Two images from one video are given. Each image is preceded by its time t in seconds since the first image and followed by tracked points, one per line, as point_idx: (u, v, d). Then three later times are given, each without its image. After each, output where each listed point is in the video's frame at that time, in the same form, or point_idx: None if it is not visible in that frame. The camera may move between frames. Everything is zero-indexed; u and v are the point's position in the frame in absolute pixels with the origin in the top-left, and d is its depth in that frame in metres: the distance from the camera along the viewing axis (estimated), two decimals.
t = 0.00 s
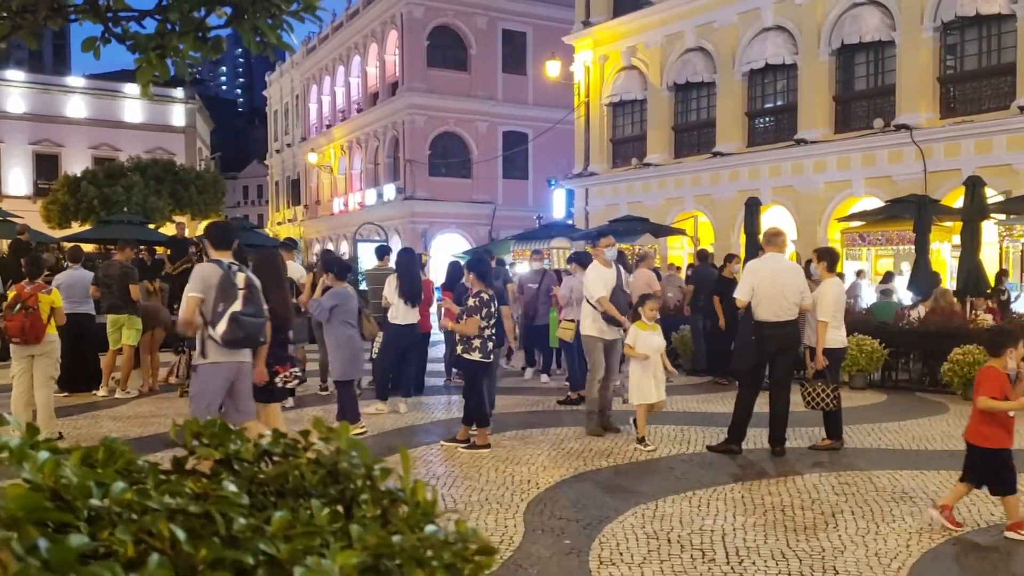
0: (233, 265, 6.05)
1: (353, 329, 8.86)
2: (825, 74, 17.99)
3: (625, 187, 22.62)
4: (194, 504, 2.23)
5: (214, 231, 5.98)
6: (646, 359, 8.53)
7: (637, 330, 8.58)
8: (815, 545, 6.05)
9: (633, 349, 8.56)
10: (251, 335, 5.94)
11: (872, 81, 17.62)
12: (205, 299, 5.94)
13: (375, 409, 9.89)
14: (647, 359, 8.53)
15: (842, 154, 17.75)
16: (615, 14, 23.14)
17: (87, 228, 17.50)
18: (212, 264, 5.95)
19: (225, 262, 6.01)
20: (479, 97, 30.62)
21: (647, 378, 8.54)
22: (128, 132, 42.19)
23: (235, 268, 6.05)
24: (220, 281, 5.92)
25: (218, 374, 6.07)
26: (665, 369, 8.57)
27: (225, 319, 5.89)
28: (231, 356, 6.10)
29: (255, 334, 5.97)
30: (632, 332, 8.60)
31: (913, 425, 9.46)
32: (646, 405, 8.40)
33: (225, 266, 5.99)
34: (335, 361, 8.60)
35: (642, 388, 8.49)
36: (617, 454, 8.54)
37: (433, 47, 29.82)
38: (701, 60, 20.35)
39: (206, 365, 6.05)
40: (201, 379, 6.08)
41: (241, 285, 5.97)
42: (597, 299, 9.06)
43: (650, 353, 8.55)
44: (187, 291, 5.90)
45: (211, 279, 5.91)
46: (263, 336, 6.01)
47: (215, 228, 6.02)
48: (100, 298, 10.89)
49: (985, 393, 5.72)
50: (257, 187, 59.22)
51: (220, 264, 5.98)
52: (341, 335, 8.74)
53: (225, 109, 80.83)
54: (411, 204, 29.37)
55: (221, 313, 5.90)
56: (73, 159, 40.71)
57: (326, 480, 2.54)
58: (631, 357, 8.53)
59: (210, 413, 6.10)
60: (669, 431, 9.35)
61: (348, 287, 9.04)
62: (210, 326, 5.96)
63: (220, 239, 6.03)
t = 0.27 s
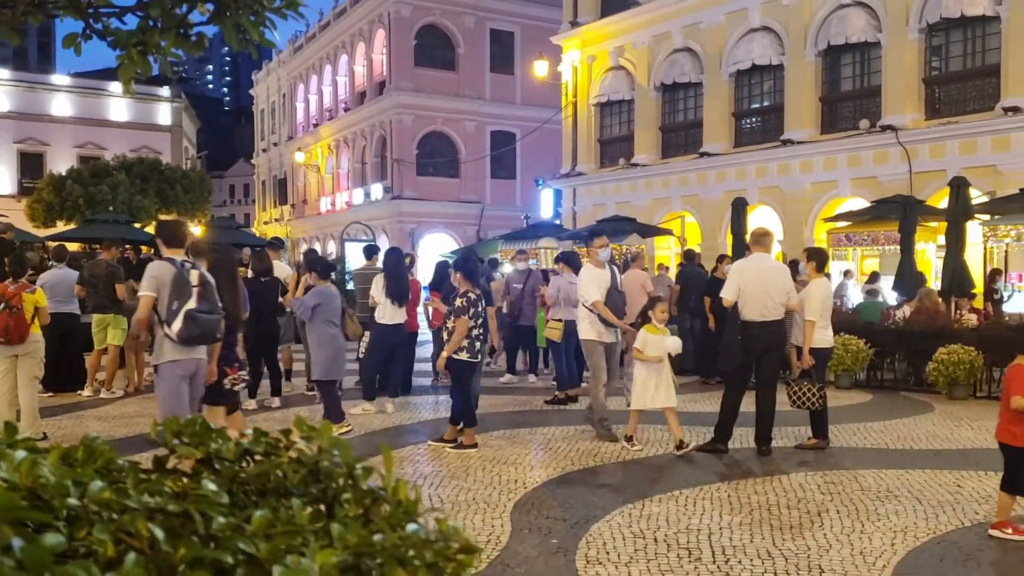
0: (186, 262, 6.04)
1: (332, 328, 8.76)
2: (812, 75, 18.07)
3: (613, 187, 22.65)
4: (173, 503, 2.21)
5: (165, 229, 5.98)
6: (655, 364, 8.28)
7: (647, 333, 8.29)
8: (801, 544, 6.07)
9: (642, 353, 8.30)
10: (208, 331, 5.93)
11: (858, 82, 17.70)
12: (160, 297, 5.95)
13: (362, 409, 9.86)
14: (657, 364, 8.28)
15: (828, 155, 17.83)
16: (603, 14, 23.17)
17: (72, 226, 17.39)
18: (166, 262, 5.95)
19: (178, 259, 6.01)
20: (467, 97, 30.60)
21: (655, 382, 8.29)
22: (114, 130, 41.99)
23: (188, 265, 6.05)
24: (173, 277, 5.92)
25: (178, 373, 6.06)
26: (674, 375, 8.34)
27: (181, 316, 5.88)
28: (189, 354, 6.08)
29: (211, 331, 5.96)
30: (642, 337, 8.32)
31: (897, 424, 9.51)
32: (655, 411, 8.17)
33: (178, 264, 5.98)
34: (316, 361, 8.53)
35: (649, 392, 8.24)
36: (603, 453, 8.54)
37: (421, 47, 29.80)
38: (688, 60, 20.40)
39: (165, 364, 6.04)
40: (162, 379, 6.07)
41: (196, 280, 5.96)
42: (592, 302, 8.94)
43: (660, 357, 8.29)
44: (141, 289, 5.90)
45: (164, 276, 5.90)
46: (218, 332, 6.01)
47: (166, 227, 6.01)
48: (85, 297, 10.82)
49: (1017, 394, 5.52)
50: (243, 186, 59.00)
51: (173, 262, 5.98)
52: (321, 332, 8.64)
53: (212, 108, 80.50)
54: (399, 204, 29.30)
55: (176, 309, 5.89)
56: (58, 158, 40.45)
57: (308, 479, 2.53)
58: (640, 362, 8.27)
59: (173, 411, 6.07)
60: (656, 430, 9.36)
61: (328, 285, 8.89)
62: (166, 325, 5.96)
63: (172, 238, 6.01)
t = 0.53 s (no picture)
0: (148, 267, 6.02)
1: (320, 327, 8.59)
2: (804, 76, 18.11)
3: (605, 188, 22.66)
4: (162, 503, 2.20)
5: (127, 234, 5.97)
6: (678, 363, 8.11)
7: (668, 333, 8.14)
8: (793, 544, 6.08)
9: (663, 352, 8.12)
10: (168, 337, 5.93)
11: (850, 83, 17.74)
12: (121, 301, 5.94)
13: (354, 409, 9.84)
14: (680, 362, 8.10)
15: (820, 155, 17.87)
16: (596, 14, 23.19)
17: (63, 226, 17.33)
18: (127, 267, 5.94)
19: (139, 264, 5.99)
20: (460, 97, 30.60)
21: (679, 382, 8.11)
22: (106, 130, 41.90)
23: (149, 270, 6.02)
24: (134, 283, 5.91)
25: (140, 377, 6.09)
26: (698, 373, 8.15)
27: (140, 322, 5.87)
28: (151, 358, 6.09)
29: (171, 336, 5.96)
30: (661, 336, 8.15)
31: (889, 424, 9.54)
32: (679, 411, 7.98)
33: (140, 269, 5.97)
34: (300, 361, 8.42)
35: (672, 392, 8.05)
36: (596, 454, 8.54)
37: (414, 47, 29.78)
38: (681, 60, 20.43)
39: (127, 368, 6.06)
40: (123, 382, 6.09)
41: (156, 286, 5.95)
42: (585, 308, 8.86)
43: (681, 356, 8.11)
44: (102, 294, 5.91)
45: (125, 281, 5.90)
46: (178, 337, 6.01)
47: (128, 232, 5.99)
48: (76, 297, 10.78)
49: None
50: (235, 186, 58.88)
51: (134, 267, 5.97)
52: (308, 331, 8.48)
53: (203, 107, 80.30)
54: (391, 204, 29.26)
55: (136, 315, 5.89)
56: (50, 157, 40.29)
57: (297, 478, 2.52)
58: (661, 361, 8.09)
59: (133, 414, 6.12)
60: (649, 430, 9.37)
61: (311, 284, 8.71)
62: (127, 329, 5.97)
63: (134, 241, 5.99)
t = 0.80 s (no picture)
0: (109, 265, 6.37)
1: (299, 329, 8.51)
2: (796, 75, 18.15)
3: (598, 187, 22.69)
4: (150, 503, 2.20)
5: (90, 232, 6.31)
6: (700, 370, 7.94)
7: (692, 340, 7.95)
8: (785, 543, 6.10)
9: (686, 359, 7.94)
10: (129, 334, 6.28)
11: (843, 82, 17.79)
12: (83, 297, 6.25)
13: (346, 409, 9.83)
14: (704, 370, 7.93)
15: (812, 155, 17.90)
16: (588, 14, 23.21)
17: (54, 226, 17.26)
18: (90, 264, 6.25)
19: (101, 262, 6.34)
20: (453, 96, 30.59)
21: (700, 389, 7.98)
22: (97, 129, 41.96)
23: (110, 268, 6.38)
24: (97, 280, 6.25)
25: (95, 371, 6.37)
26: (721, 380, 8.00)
27: (103, 318, 6.21)
28: (106, 355, 6.40)
29: (132, 333, 6.31)
30: (684, 342, 7.94)
31: (880, 423, 9.57)
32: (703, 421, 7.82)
33: (102, 267, 6.30)
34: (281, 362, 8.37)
35: (695, 400, 7.90)
36: (589, 453, 8.56)
37: (407, 46, 29.76)
38: (673, 60, 20.46)
39: (81, 362, 6.32)
40: (76, 375, 6.34)
41: (118, 285, 6.32)
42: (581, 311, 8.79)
43: (704, 363, 7.96)
44: (64, 290, 6.20)
45: (89, 278, 6.23)
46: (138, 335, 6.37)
47: (92, 231, 6.34)
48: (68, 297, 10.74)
49: None
50: (228, 186, 58.75)
51: (97, 264, 6.30)
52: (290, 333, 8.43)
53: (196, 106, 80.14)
54: (384, 203, 29.21)
55: (99, 311, 6.23)
56: (41, 157, 40.13)
57: (288, 478, 2.52)
58: (684, 368, 7.90)
59: (84, 408, 6.36)
60: (642, 429, 9.40)
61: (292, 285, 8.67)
62: (86, 325, 6.27)
63: (96, 242, 6.33)
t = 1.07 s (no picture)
0: (64, 268, 6.37)
1: (266, 331, 8.44)
2: (791, 76, 18.18)
3: (592, 187, 22.70)
4: (141, 503, 2.20)
5: (43, 237, 6.30)
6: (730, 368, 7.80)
7: (716, 337, 7.83)
8: (778, 543, 6.11)
9: (714, 357, 7.80)
10: (85, 337, 6.30)
11: (837, 83, 17.82)
12: (37, 301, 6.24)
13: (341, 409, 9.83)
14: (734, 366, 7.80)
15: (806, 155, 17.93)
16: (583, 14, 23.22)
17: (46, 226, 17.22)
18: (43, 268, 6.23)
19: (56, 266, 6.32)
20: (448, 96, 30.58)
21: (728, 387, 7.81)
22: (91, 128, 41.87)
23: (66, 271, 6.38)
24: (51, 284, 6.24)
25: (52, 375, 6.36)
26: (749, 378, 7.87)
27: (58, 322, 6.21)
28: (64, 359, 6.38)
29: (87, 336, 6.32)
30: (711, 339, 7.80)
31: (874, 423, 9.59)
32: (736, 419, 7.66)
33: (57, 271, 6.30)
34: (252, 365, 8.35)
35: (725, 399, 7.73)
36: (583, 453, 8.57)
37: (401, 45, 29.72)
38: (668, 60, 20.48)
39: (37, 367, 6.30)
40: (33, 379, 6.33)
41: (71, 287, 6.30)
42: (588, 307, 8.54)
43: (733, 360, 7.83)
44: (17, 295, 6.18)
45: (43, 282, 6.21)
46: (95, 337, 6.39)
47: (45, 235, 6.33)
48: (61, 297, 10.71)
49: None
50: (222, 185, 58.65)
51: (50, 267, 6.28)
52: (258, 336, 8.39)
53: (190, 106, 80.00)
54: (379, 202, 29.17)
55: (54, 315, 6.21)
56: (34, 156, 40.00)
57: (280, 479, 2.51)
58: (713, 366, 7.77)
59: (41, 412, 6.36)
60: (636, 429, 9.41)
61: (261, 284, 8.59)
62: (42, 329, 6.26)
63: (51, 245, 6.33)
